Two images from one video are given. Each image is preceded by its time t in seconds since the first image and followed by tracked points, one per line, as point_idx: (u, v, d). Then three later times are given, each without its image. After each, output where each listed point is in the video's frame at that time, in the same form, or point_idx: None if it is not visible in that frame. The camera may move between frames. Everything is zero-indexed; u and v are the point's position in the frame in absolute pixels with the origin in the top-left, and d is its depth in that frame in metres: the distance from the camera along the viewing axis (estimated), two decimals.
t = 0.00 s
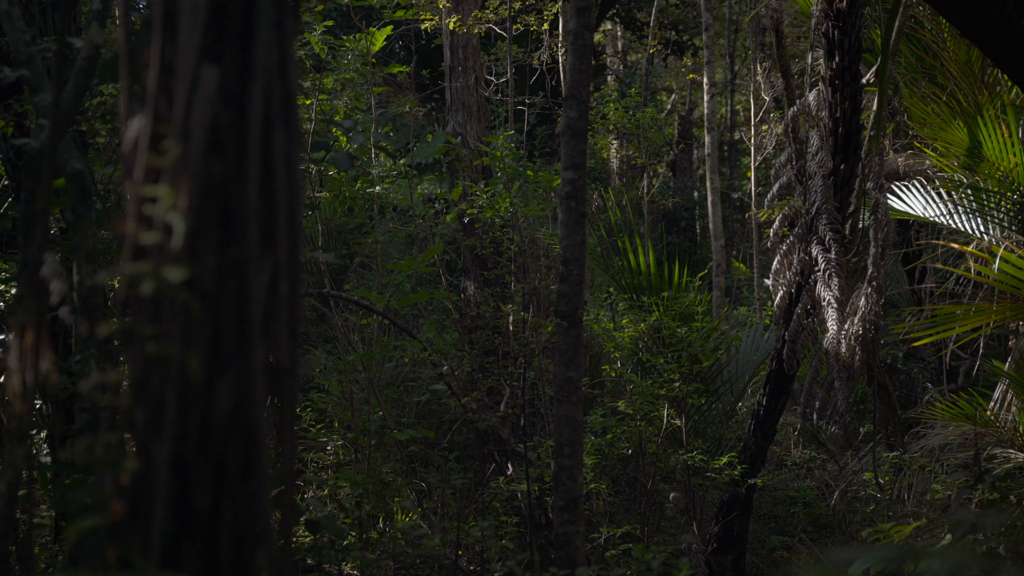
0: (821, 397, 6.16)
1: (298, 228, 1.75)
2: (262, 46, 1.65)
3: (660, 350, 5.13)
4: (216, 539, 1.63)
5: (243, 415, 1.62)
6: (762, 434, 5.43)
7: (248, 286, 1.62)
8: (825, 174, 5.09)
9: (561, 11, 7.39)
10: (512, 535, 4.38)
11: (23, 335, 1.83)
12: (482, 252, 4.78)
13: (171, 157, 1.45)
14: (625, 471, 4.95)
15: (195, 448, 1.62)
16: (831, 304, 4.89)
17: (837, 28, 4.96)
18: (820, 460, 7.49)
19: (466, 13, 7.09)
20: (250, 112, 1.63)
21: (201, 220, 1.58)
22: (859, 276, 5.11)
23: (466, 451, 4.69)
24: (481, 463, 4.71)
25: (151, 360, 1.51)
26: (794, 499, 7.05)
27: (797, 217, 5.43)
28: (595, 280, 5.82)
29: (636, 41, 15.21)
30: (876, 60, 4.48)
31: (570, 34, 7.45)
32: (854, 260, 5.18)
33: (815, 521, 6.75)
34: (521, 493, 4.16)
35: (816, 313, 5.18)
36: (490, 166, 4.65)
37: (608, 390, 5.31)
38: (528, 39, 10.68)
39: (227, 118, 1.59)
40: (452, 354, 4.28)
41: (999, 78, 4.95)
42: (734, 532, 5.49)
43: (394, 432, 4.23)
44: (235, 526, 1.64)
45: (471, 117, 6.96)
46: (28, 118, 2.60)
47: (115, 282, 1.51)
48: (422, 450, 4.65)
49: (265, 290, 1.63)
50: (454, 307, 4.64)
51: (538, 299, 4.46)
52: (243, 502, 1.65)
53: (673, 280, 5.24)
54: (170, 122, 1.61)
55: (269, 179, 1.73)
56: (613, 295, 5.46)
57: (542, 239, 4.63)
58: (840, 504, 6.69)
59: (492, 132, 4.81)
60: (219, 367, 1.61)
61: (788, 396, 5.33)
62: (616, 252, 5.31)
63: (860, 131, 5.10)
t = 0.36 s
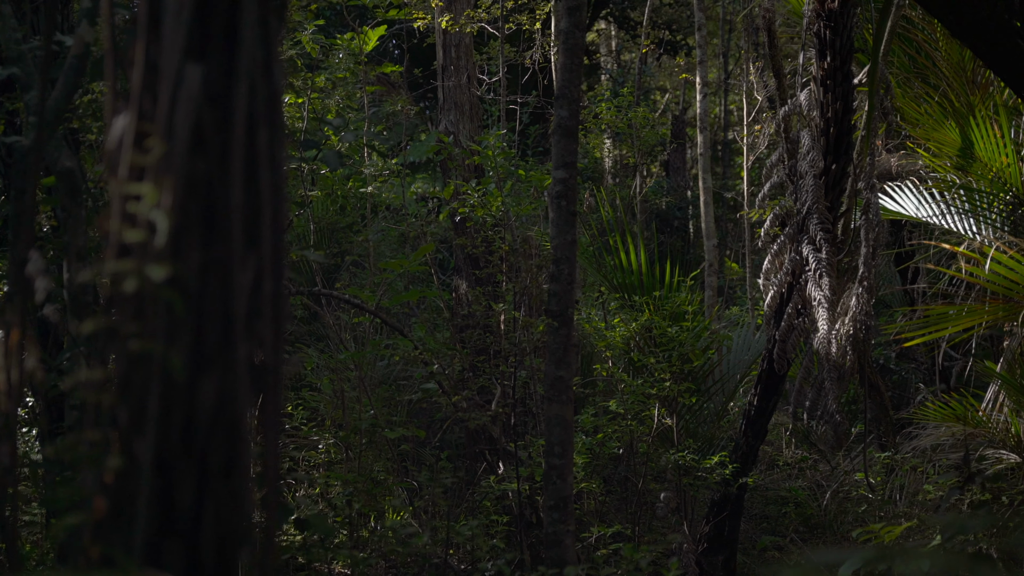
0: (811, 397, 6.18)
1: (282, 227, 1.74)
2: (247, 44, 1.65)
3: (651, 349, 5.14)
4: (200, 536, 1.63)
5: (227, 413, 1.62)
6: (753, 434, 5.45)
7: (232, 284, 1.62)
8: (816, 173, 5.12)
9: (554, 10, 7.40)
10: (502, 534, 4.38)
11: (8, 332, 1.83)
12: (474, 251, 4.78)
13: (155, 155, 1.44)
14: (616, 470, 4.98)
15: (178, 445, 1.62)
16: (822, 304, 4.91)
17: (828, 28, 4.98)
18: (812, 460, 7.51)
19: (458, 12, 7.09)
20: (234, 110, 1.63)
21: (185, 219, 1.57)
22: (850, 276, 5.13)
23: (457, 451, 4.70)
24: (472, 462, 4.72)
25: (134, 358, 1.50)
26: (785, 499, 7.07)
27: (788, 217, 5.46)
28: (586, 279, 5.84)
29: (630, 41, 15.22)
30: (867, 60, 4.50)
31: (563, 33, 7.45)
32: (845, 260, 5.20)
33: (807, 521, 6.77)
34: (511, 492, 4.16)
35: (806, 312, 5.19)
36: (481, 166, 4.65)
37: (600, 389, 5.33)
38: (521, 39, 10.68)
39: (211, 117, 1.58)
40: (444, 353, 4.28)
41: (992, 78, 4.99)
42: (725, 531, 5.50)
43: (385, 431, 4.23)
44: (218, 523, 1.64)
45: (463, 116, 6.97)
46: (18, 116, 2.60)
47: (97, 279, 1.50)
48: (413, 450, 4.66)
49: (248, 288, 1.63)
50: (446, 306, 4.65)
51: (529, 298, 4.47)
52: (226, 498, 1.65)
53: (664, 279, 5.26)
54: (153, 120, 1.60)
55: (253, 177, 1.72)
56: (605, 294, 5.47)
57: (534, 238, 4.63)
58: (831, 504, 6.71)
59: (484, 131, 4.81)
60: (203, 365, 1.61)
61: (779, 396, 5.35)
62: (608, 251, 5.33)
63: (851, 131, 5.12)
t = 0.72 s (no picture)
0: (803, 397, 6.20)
1: (268, 225, 1.75)
2: (231, 42, 1.64)
3: (643, 349, 5.16)
4: (181, 534, 1.65)
5: (208, 412, 1.63)
6: (745, 434, 5.46)
7: (215, 282, 1.62)
8: (809, 174, 5.13)
9: (548, 9, 7.39)
10: (494, 533, 4.39)
11: None
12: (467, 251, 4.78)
13: (137, 153, 1.43)
14: (608, 471, 5.06)
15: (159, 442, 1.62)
16: (814, 304, 4.92)
17: (822, 28, 4.99)
18: (804, 460, 7.53)
19: (453, 12, 7.10)
20: (219, 108, 1.62)
21: (168, 217, 1.57)
22: (842, 277, 5.14)
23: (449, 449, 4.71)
24: (464, 461, 4.73)
25: (115, 356, 1.50)
26: (778, 498, 7.08)
27: (781, 217, 5.47)
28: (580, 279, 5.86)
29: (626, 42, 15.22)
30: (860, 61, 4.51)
31: (558, 33, 7.45)
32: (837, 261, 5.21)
33: (799, 521, 6.78)
34: (503, 491, 4.17)
35: (798, 312, 5.21)
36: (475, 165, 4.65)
37: (593, 388, 5.36)
38: (513, 38, 10.67)
39: (194, 115, 1.58)
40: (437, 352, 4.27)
41: (984, 79, 5.01)
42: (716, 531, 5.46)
43: (377, 430, 4.23)
44: (200, 521, 1.65)
45: (457, 116, 6.98)
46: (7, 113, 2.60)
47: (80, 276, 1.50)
48: (406, 448, 4.67)
49: (232, 286, 1.63)
50: (440, 305, 4.66)
51: (521, 297, 4.48)
52: (208, 497, 1.66)
53: (657, 279, 5.27)
54: (137, 116, 1.59)
55: (238, 175, 1.72)
56: (598, 294, 5.49)
57: (528, 238, 4.64)
58: (823, 503, 6.73)
59: (478, 131, 4.81)
60: (185, 363, 1.61)
61: (771, 396, 5.36)
62: (601, 251, 5.34)
63: (844, 132, 5.14)
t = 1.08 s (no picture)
0: (795, 397, 6.21)
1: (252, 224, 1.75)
2: (214, 40, 1.63)
3: (636, 349, 5.15)
4: (162, 534, 1.64)
5: (190, 411, 1.63)
6: (736, 435, 5.46)
7: (197, 281, 1.62)
8: (801, 175, 5.14)
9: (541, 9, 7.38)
10: (485, 533, 4.39)
11: None
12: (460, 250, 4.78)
13: (117, 152, 1.43)
14: (600, 470, 5.12)
15: (140, 442, 1.62)
16: (806, 305, 4.93)
17: (814, 29, 5.00)
18: (796, 460, 7.54)
19: (446, 11, 7.09)
20: (201, 107, 1.62)
21: (150, 216, 1.57)
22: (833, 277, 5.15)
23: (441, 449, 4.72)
24: (456, 460, 4.73)
25: (97, 356, 1.49)
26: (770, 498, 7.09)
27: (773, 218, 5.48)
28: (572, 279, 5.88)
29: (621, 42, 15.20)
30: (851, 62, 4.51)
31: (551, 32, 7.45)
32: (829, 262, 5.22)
33: (791, 520, 6.78)
34: (495, 491, 4.17)
35: (790, 313, 5.22)
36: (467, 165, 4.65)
37: (586, 388, 5.40)
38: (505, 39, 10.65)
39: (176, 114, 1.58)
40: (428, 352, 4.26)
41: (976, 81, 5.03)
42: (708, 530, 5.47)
43: (368, 430, 4.22)
44: (181, 521, 1.65)
45: (450, 115, 6.99)
46: None
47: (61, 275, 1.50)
48: (398, 448, 4.66)
49: (214, 285, 1.63)
50: (431, 305, 4.65)
51: (513, 297, 4.48)
52: (189, 497, 1.66)
53: (649, 279, 5.26)
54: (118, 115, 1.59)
55: (220, 175, 1.71)
56: (590, 294, 5.49)
57: (521, 238, 4.64)
58: (815, 503, 6.73)
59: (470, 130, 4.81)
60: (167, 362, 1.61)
61: (762, 396, 5.36)
62: (593, 251, 5.34)
63: (835, 133, 5.14)
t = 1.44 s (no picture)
0: (786, 398, 6.23)
1: (234, 224, 1.75)
2: (195, 40, 1.63)
3: (627, 350, 5.16)
4: (142, 532, 1.64)
5: (171, 410, 1.63)
6: (728, 435, 5.51)
7: (178, 280, 1.62)
8: (792, 175, 5.16)
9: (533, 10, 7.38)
10: (475, 533, 4.40)
11: None
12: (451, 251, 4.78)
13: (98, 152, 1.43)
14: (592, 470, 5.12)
15: (121, 440, 1.62)
16: (797, 306, 4.94)
17: (805, 30, 5.02)
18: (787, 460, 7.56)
19: (439, 12, 7.09)
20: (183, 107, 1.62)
21: (130, 215, 1.57)
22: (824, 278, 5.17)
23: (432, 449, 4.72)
24: (447, 460, 4.74)
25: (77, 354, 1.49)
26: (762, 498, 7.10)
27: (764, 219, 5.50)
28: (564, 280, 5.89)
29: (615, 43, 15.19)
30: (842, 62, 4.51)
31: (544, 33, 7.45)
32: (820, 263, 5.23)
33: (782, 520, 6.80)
34: (486, 491, 4.17)
35: (781, 313, 5.23)
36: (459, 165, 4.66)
37: (578, 389, 5.41)
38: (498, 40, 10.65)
39: (157, 114, 1.58)
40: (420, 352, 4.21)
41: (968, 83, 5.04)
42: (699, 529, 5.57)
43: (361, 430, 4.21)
44: (162, 519, 1.65)
45: (442, 116, 6.99)
46: None
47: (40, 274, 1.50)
48: (389, 448, 4.67)
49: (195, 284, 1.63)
50: (423, 305, 4.65)
51: (504, 298, 4.48)
52: (169, 495, 1.66)
53: (641, 280, 5.27)
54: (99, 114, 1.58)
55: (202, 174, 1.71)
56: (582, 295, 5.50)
57: (513, 239, 4.63)
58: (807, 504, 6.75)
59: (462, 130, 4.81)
60: (148, 361, 1.61)
61: (754, 397, 5.39)
62: (585, 252, 5.34)
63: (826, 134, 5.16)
